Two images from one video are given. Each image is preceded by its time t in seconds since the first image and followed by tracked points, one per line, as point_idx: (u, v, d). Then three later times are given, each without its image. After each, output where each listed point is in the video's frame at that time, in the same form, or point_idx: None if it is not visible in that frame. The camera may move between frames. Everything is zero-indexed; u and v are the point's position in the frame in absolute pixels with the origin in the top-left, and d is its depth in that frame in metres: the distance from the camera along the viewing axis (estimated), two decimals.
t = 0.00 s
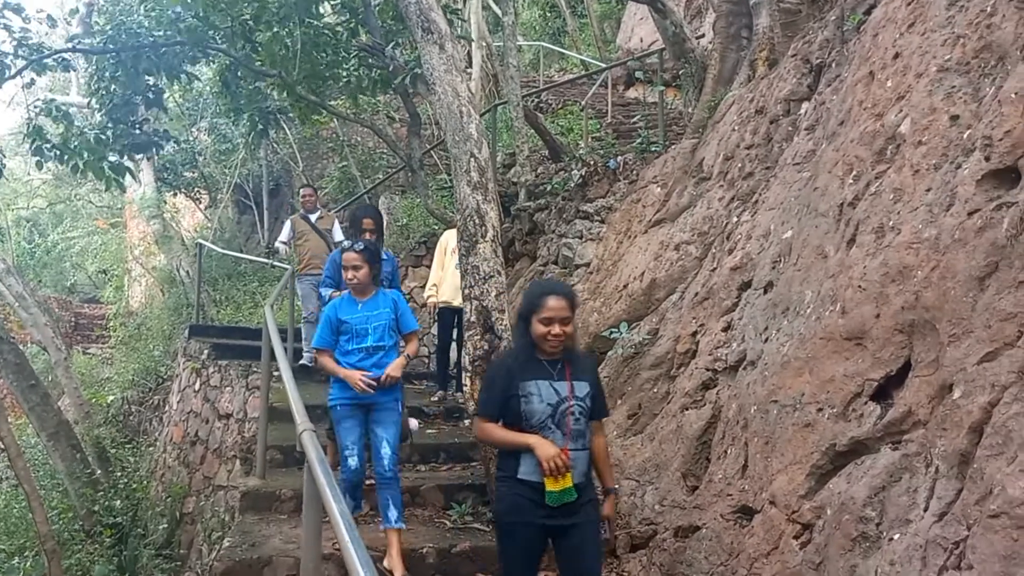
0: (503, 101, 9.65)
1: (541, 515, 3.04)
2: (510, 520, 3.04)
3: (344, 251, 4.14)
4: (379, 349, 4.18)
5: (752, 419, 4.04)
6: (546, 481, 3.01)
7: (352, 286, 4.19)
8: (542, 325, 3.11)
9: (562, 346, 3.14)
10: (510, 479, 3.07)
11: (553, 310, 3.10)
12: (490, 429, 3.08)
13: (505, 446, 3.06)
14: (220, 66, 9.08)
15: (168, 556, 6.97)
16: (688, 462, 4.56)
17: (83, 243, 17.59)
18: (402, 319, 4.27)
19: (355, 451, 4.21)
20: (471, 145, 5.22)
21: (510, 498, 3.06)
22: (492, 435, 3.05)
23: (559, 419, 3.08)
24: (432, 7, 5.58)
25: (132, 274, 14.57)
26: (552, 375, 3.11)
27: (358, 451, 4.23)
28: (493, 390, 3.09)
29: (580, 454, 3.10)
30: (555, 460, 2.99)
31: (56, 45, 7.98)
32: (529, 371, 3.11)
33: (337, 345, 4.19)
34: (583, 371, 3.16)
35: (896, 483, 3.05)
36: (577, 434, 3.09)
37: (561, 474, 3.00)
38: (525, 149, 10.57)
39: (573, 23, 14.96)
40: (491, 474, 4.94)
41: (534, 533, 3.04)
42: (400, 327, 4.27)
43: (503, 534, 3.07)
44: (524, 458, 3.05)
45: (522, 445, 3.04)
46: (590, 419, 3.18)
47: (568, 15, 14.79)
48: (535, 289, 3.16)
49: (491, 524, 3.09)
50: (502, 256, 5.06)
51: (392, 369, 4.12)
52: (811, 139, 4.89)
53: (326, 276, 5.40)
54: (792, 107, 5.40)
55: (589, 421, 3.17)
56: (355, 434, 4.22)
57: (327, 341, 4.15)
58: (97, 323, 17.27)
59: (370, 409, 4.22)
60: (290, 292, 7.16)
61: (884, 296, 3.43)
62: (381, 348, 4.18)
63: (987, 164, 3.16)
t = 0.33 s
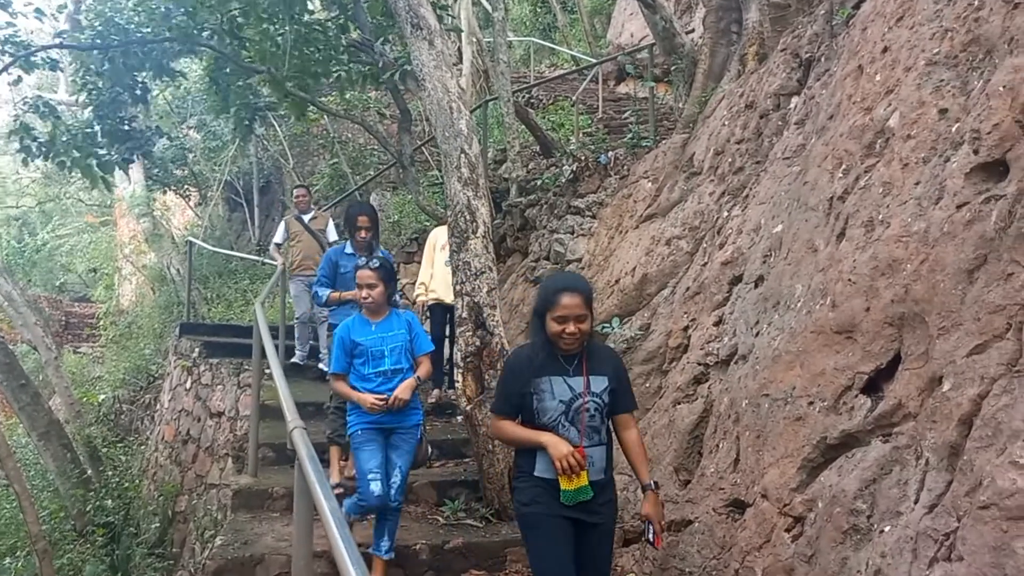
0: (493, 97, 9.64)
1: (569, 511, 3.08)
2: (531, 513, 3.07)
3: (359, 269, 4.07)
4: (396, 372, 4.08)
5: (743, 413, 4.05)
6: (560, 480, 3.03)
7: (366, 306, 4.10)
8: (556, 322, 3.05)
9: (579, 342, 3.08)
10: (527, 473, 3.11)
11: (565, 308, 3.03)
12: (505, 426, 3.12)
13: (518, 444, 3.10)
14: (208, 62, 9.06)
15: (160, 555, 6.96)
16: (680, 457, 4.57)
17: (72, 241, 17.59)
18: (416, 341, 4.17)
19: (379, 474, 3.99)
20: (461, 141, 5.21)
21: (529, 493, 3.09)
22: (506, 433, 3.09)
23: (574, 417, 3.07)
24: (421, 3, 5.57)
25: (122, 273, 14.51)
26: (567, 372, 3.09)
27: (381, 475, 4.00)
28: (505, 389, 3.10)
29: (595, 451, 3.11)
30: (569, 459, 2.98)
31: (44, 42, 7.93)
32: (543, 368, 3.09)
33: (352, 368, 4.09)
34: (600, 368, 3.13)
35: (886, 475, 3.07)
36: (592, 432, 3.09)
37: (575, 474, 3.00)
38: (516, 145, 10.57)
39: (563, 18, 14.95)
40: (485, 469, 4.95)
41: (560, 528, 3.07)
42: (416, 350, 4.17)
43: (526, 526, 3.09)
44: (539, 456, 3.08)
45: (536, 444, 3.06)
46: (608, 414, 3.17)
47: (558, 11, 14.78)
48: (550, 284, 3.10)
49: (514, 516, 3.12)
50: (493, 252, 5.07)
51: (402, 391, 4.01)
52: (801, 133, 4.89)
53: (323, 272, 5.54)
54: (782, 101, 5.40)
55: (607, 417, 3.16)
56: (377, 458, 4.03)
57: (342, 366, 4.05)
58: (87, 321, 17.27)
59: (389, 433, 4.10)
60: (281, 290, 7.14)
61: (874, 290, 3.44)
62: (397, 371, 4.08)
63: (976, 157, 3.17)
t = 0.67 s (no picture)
0: (484, 91, 9.62)
1: (575, 524, 2.92)
2: (537, 526, 2.93)
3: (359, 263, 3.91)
4: (403, 369, 3.96)
5: (736, 406, 4.05)
6: (567, 483, 2.88)
7: (368, 300, 3.96)
8: (553, 316, 2.95)
9: (578, 336, 2.98)
10: (532, 479, 2.97)
11: (563, 301, 2.93)
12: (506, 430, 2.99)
13: (521, 446, 2.96)
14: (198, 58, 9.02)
15: (154, 552, 6.96)
16: (674, 449, 4.58)
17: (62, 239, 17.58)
18: (422, 335, 4.06)
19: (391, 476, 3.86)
20: (452, 135, 5.20)
21: (534, 501, 2.95)
22: (508, 436, 2.97)
23: (578, 415, 2.95)
24: None
25: (113, 270, 14.48)
26: (568, 369, 2.97)
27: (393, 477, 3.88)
28: (504, 389, 2.99)
29: (602, 450, 2.97)
30: (574, 459, 2.84)
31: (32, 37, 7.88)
32: (543, 366, 2.98)
33: (356, 364, 3.95)
34: (602, 363, 3.02)
35: (878, 465, 3.07)
36: (597, 430, 2.96)
37: (583, 475, 2.86)
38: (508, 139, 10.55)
39: (555, 12, 14.93)
40: (478, 463, 4.95)
41: (569, 541, 2.92)
42: (422, 344, 4.06)
43: (532, 539, 2.94)
44: (544, 459, 2.94)
45: (540, 447, 2.93)
46: (613, 412, 3.03)
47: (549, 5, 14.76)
48: (546, 277, 2.99)
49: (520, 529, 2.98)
50: (485, 247, 5.07)
51: (408, 395, 3.87)
52: (792, 125, 4.90)
53: (308, 289, 5.27)
54: (773, 94, 5.40)
55: (613, 414, 3.03)
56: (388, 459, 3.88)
57: (345, 362, 3.90)
58: (78, 319, 17.27)
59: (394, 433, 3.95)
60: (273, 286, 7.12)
61: (866, 282, 3.45)
62: (405, 368, 3.96)
63: (966, 148, 3.18)
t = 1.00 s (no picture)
0: (475, 86, 9.60)
1: (562, 524, 2.81)
2: (528, 528, 2.85)
3: (370, 257, 3.77)
4: (401, 366, 3.84)
5: (727, 399, 4.06)
6: (565, 485, 2.78)
7: (366, 296, 3.83)
8: (554, 308, 2.82)
9: (580, 330, 2.86)
10: (529, 479, 2.87)
11: (565, 294, 2.81)
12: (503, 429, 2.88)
13: (518, 446, 2.85)
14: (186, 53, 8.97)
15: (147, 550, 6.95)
16: (666, 443, 4.58)
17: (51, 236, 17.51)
18: (420, 329, 3.94)
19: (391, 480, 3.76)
20: (443, 129, 5.19)
21: (529, 502, 2.85)
22: (506, 435, 2.86)
23: (579, 414, 2.83)
24: None
25: (103, 267, 14.41)
26: (569, 366, 2.86)
27: (392, 479, 3.78)
28: (502, 387, 2.88)
29: (603, 450, 2.86)
30: (575, 461, 2.72)
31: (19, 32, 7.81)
32: (543, 362, 2.86)
33: (351, 361, 3.82)
34: (605, 358, 2.90)
35: (869, 457, 3.09)
36: (598, 429, 2.85)
37: (582, 477, 2.75)
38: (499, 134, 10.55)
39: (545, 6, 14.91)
40: (470, 458, 4.94)
41: (565, 544, 2.83)
42: (419, 338, 3.95)
43: (527, 539, 2.86)
44: (541, 459, 2.83)
45: (540, 447, 2.82)
46: (615, 410, 2.93)
47: None
48: (546, 267, 2.87)
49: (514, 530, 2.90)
50: (477, 242, 5.07)
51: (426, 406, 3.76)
52: (782, 119, 4.90)
53: (294, 285, 5.15)
54: (763, 87, 5.40)
55: (615, 412, 2.92)
56: (387, 462, 3.77)
57: (341, 359, 3.78)
58: (68, 317, 17.20)
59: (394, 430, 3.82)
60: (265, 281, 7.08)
61: (856, 274, 3.46)
62: (402, 365, 3.84)
63: (955, 140, 3.19)
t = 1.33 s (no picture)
0: (461, 82, 9.58)
1: (568, 541, 2.64)
2: (540, 543, 2.67)
3: (371, 261, 3.63)
4: (393, 376, 3.64)
5: (714, 395, 4.07)
6: (583, 495, 2.58)
7: (364, 301, 3.67)
8: (569, 308, 2.68)
9: (596, 330, 2.70)
10: (542, 490, 2.68)
11: (579, 291, 2.68)
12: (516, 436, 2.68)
13: (533, 455, 2.65)
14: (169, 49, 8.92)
15: (132, 549, 6.92)
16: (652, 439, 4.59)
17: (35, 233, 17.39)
18: (417, 337, 3.77)
19: (381, 495, 3.59)
20: (429, 126, 5.18)
21: (541, 515, 2.67)
22: (519, 442, 2.65)
23: (596, 419, 2.65)
24: None
25: (88, 265, 14.31)
26: (586, 368, 2.68)
27: (383, 495, 3.61)
28: (514, 391, 2.70)
29: (621, 458, 2.67)
30: (591, 468, 2.53)
31: None
32: (558, 364, 2.68)
33: (343, 367, 3.66)
34: (623, 361, 2.73)
35: (854, 452, 3.10)
36: (618, 435, 2.66)
37: (600, 486, 2.56)
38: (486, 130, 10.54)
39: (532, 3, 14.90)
40: (457, 456, 4.96)
41: (573, 560, 2.66)
42: (416, 346, 3.78)
43: (537, 555, 2.69)
44: (557, 467, 2.64)
45: (555, 455, 2.62)
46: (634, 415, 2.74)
47: None
48: (559, 266, 2.74)
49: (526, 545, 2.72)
50: (463, 238, 5.07)
51: (434, 430, 3.65)
52: (768, 115, 4.91)
53: (290, 283, 5.08)
54: (749, 83, 5.41)
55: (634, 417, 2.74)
56: (377, 475, 3.60)
57: (331, 365, 3.63)
58: (52, 316, 17.08)
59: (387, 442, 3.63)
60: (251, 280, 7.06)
61: (840, 270, 3.47)
62: (394, 374, 3.64)
63: (939, 136, 3.20)
